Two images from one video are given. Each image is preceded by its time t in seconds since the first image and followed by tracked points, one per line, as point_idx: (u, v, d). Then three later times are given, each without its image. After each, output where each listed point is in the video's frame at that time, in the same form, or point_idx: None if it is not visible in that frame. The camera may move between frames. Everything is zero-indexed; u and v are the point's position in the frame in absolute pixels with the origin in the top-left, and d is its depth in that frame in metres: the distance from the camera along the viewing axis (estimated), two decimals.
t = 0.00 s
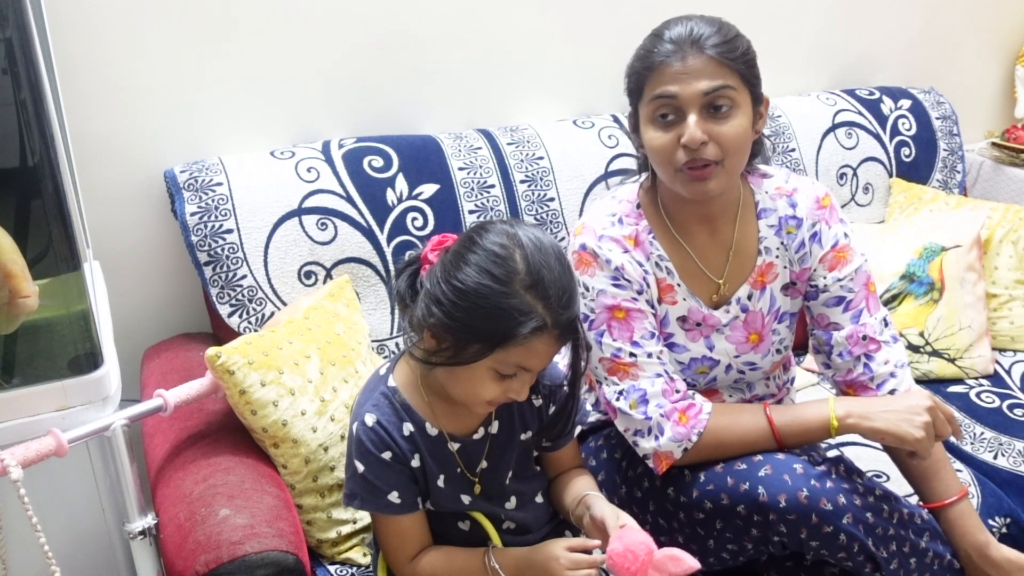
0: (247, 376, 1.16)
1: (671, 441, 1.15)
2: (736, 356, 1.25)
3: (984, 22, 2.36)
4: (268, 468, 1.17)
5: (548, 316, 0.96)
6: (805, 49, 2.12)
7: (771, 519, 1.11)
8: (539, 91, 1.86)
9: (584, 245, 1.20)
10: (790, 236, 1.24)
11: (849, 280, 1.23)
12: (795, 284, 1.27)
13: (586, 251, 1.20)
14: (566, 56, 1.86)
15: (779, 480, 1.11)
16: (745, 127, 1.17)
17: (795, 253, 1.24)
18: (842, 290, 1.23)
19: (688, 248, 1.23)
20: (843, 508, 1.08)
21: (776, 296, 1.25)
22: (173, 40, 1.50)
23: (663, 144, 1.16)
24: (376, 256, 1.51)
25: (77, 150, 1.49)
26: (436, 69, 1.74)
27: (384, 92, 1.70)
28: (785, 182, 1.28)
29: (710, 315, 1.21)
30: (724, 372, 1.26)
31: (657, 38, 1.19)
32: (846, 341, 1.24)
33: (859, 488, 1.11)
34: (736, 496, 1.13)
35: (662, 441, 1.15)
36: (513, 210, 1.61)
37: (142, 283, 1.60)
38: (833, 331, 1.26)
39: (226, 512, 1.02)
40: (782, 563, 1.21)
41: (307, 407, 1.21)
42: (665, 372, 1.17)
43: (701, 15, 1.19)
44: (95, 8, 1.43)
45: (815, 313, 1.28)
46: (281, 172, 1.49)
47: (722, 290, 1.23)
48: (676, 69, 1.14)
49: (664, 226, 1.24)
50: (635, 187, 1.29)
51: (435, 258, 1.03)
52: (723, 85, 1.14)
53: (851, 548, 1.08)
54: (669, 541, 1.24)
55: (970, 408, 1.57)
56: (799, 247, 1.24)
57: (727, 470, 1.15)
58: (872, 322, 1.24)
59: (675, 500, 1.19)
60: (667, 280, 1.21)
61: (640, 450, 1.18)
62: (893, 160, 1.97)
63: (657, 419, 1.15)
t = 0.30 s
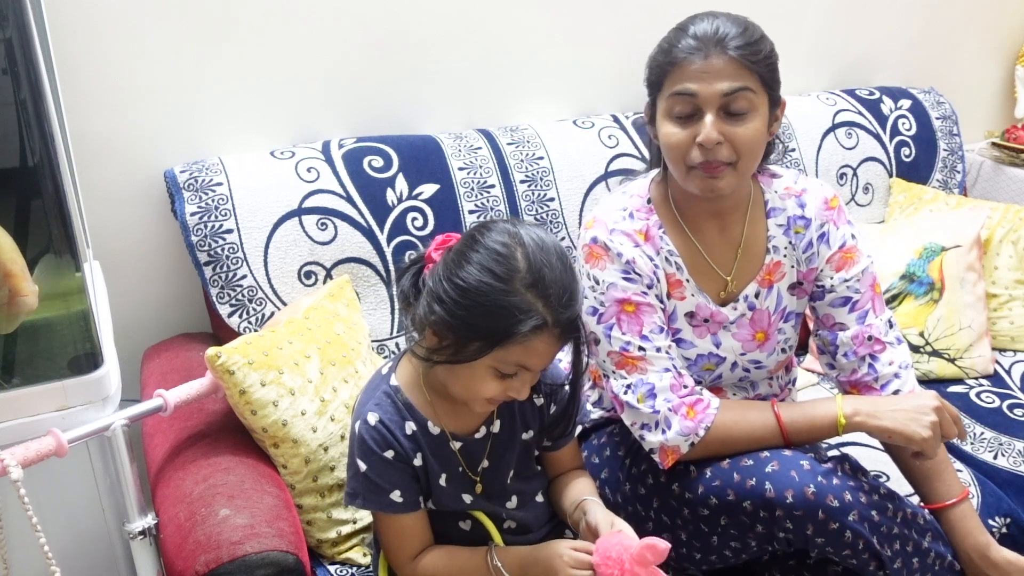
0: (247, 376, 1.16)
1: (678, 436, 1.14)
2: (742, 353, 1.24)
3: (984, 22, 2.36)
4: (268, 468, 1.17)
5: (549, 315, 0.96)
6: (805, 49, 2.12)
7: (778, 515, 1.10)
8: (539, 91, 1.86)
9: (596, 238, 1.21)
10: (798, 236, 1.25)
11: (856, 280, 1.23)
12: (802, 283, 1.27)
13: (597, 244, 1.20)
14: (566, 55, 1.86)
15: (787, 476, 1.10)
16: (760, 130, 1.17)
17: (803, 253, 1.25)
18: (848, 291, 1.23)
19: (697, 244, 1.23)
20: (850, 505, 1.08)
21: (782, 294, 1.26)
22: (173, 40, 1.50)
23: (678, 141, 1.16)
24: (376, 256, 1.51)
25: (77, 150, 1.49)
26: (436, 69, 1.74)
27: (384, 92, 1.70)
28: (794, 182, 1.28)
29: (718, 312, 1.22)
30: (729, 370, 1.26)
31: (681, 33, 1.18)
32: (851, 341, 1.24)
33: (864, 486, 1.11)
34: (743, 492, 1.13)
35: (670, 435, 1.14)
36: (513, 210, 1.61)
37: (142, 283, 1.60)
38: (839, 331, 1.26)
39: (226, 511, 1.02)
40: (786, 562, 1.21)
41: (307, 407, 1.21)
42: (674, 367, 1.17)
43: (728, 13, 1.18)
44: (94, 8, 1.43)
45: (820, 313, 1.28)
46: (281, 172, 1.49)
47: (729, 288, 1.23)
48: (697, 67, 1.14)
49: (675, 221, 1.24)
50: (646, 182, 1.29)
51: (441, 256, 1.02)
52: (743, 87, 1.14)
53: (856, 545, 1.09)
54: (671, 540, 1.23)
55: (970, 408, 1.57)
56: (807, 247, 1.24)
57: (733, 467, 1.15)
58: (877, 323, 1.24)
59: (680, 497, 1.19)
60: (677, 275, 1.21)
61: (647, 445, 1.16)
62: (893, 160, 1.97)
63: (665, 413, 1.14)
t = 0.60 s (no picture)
0: (247, 376, 1.16)
1: (668, 439, 1.15)
2: (746, 352, 1.24)
3: (984, 22, 2.36)
4: (268, 468, 1.17)
5: (554, 321, 0.96)
6: (804, 48, 2.12)
7: (780, 513, 1.10)
8: (539, 91, 1.86)
9: (601, 236, 1.21)
10: (802, 236, 1.25)
11: (859, 280, 1.24)
12: (805, 283, 1.27)
13: (602, 242, 1.20)
14: (566, 55, 1.86)
15: (789, 475, 1.10)
16: (771, 141, 1.17)
17: (807, 252, 1.25)
18: (852, 291, 1.24)
19: (702, 243, 1.23)
20: (852, 503, 1.08)
21: (786, 294, 1.25)
22: (172, 39, 1.50)
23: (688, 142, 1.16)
24: (376, 256, 1.51)
25: (77, 150, 1.49)
26: (436, 69, 1.74)
27: (384, 92, 1.70)
28: (798, 183, 1.29)
29: (723, 310, 1.22)
30: (733, 368, 1.26)
31: (704, 32, 1.18)
32: (854, 341, 1.24)
33: (865, 484, 1.11)
34: (744, 490, 1.12)
35: (660, 438, 1.16)
36: (514, 210, 1.61)
37: (142, 283, 1.60)
38: (841, 331, 1.26)
39: (226, 512, 1.02)
40: (786, 561, 1.21)
41: (307, 406, 1.21)
42: (675, 368, 1.17)
43: (755, 18, 1.17)
44: (94, 8, 1.43)
45: (824, 313, 1.28)
46: (281, 172, 1.49)
47: (733, 287, 1.23)
48: (715, 71, 1.14)
49: (680, 217, 1.24)
50: (652, 180, 1.29)
51: (449, 255, 1.02)
52: (759, 98, 1.14)
53: (858, 543, 1.09)
54: (672, 539, 1.23)
55: (970, 408, 1.57)
56: (811, 247, 1.25)
57: (735, 465, 1.15)
58: (880, 323, 1.24)
59: (681, 495, 1.19)
60: (682, 273, 1.21)
61: (641, 446, 1.18)
62: (893, 160, 1.97)
63: (657, 416, 1.15)
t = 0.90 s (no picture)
0: (247, 376, 1.16)
1: (655, 442, 1.16)
2: (749, 357, 1.24)
3: (984, 23, 2.36)
4: (268, 468, 1.17)
5: (563, 330, 0.96)
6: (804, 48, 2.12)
7: (783, 510, 1.10)
8: (539, 91, 1.86)
9: (604, 241, 1.21)
10: (806, 241, 1.26)
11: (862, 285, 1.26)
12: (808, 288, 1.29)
13: (605, 247, 1.20)
14: (566, 55, 1.86)
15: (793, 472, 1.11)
16: (781, 149, 1.17)
17: (811, 257, 1.26)
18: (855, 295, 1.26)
19: (707, 248, 1.23)
20: (855, 502, 1.08)
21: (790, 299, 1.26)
22: (172, 39, 1.50)
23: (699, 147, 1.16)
24: (376, 256, 1.51)
25: (77, 150, 1.49)
26: (436, 68, 1.74)
27: (384, 92, 1.70)
28: (803, 188, 1.29)
29: (726, 315, 1.21)
30: (735, 373, 1.26)
31: (720, 36, 1.18)
32: (858, 346, 1.23)
33: (869, 484, 1.11)
34: (749, 488, 1.12)
35: (648, 443, 1.17)
36: (514, 210, 1.61)
37: (142, 283, 1.60)
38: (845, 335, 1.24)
39: (226, 511, 1.02)
40: (787, 560, 1.21)
41: (307, 407, 1.21)
42: (671, 374, 1.17)
43: (770, 24, 1.17)
44: (94, 8, 1.43)
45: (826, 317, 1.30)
46: (281, 172, 1.49)
47: (737, 292, 1.23)
48: (729, 75, 1.14)
49: (685, 222, 1.24)
50: (657, 185, 1.29)
51: (458, 256, 1.02)
52: (773, 103, 1.14)
53: (860, 542, 1.09)
54: (674, 537, 1.23)
55: (970, 408, 1.57)
56: (815, 252, 1.26)
57: (740, 464, 1.15)
58: (884, 329, 1.23)
59: (685, 492, 1.18)
60: (686, 278, 1.21)
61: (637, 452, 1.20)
62: (893, 160, 1.97)
63: (645, 423, 1.16)
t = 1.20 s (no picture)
0: (247, 376, 1.16)
1: (655, 450, 1.16)
2: (747, 359, 1.24)
3: (984, 22, 2.36)
4: (268, 469, 1.17)
5: (568, 327, 0.96)
6: (805, 48, 2.12)
7: (780, 513, 1.10)
8: (539, 91, 1.86)
9: (601, 244, 1.21)
10: (804, 242, 1.25)
11: (861, 286, 1.24)
12: (807, 290, 1.27)
13: (603, 249, 1.21)
14: (566, 55, 1.86)
15: (790, 475, 1.10)
16: (780, 147, 1.17)
17: (809, 259, 1.25)
18: (854, 296, 1.24)
19: (704, 252, 1.23)
20: (853, 504, 1.08)
21: (788, 301, 1.25)
22: (172, 39, 1.50)
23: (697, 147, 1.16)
24: (376, 256, 1.51)
25: (77, 151, 1.49)
26: (435, 68, 1.74)
27: (384, 92, 1.70)
28: (802, 188, 1.28)
29: (724, 318, 1.21)
30: (733, 375, 1.26)
31: (714, 36, 1.18)
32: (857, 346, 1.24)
33: (866, 486, 1.11)
34: (745, 491, 1.12)
35: (648, 450, 1.17)
36: (513, 210, 1.61)
37: (142, 283, 1.60)
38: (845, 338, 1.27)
39: (226, 512, 1.02)
40: (786, 561, 1.21)
41: (307, 407, 1.21)
42: (667, 379, 1.18)
43: (764, 23, 1.18)
44: (94, 9, 1.43)
45: (826, 318, 1.28)
46: (281, 172, 1.49)
47: (734, 295, 1.22)
48: (725, 74, 1.14)
49: (683, 225, 1.24)
50: (655, 186, 1.29)
51: (463, 254, 1.02)
52: (769, 100, 1.14)
53: (858, 544, 1.09)
54: (672, 539, 1.23)
55: (970, 408, 1.57)
56: (813, 253, 1.24)
57: (738, 467, 1.15)
58: (883, 330, 1.23)
59: (682, 495, 1.19)
60: (683, 282, 1.21)
61: (632, 455, 1.20)
62: (893, 160, 1.97)
63: (644, 428, 1.16)
